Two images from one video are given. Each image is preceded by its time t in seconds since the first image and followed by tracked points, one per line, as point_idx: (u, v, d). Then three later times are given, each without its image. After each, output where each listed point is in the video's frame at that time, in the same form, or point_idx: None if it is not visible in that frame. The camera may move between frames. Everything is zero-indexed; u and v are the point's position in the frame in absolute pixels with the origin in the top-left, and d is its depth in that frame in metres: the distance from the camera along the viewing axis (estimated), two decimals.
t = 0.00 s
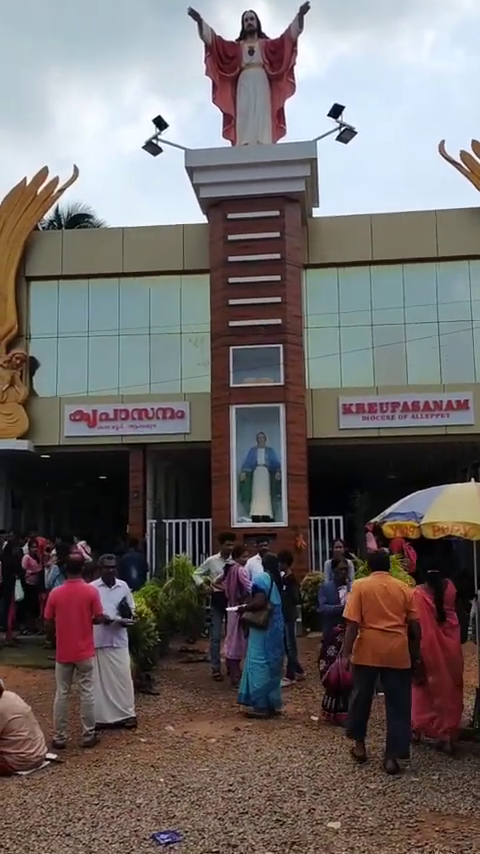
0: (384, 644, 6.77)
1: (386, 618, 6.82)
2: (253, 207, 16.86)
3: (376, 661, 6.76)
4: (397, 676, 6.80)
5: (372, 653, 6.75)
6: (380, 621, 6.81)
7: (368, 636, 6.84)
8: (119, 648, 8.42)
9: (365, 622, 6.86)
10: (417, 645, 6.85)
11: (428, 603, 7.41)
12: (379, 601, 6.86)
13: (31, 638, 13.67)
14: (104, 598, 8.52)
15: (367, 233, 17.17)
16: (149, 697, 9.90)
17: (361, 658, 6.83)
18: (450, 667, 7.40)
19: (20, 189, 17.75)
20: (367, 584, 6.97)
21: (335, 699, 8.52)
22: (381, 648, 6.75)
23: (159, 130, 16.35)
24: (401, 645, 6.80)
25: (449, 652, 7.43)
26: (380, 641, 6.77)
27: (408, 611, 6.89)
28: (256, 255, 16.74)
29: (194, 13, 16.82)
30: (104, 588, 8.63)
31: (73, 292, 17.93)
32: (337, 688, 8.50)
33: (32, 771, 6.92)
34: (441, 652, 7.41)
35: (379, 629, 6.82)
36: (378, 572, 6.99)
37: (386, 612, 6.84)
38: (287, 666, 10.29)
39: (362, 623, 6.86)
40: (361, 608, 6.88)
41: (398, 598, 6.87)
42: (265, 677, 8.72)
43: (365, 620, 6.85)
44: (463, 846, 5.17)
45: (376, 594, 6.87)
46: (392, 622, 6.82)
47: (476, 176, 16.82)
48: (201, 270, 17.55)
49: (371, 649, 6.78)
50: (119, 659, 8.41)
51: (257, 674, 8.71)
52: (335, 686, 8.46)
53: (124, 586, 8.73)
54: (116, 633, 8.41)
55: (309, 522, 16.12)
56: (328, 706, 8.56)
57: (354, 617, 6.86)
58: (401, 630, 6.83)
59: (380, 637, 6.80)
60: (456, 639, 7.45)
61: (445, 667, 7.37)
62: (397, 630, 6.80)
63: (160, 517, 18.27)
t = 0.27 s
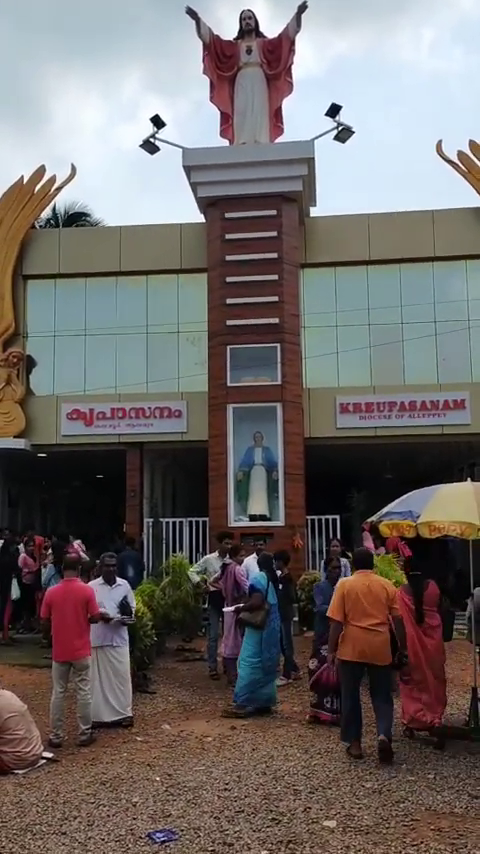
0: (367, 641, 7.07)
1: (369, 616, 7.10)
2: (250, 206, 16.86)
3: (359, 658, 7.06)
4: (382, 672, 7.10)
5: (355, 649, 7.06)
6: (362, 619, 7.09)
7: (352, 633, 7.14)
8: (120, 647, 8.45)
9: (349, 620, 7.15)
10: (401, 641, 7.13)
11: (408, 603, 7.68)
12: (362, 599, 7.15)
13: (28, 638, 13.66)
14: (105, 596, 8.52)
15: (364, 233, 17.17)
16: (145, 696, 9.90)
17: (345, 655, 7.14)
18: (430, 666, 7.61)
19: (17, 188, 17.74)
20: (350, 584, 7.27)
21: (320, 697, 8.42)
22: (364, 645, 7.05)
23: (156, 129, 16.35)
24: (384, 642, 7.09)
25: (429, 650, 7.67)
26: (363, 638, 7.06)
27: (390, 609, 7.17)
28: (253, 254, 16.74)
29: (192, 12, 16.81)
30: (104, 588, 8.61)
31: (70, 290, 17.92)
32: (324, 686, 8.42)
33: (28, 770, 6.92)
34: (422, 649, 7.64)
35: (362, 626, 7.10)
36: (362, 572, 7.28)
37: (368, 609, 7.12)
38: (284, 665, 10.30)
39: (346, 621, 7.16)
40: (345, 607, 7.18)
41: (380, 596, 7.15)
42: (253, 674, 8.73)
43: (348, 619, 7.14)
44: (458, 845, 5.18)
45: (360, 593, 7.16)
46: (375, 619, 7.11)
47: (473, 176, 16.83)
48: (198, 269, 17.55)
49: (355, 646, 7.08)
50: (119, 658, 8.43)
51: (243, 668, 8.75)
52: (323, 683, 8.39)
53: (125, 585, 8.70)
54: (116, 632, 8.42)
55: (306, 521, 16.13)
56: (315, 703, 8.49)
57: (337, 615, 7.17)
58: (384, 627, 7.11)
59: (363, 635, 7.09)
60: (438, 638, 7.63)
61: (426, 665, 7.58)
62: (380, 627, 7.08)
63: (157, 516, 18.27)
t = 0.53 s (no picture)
0: (357, 642, 7.16)
1: (359, 618, 7.18)
2: (248, 210, 16.88)
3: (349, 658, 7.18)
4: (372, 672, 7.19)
5: (345, 650, 7.17)
6: (353, 620, 7.18)
7: (343, 634, 7.25)
8: (119, 652, 8.41)
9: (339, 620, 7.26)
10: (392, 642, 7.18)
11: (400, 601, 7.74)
12: (352, 601, 7.24)
13: (23, 640, 13.62)
14: (105, 600, 8.46)
15: (361, 237, 17.19)
16: (141, 700, 9.87)
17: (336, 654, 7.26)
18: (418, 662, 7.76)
19: (14, 191, 17.75)
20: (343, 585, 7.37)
21: (309, 704, 8.25)
22: (353, 646, 7.15)
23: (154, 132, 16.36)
24: (374, 643, 7.17)
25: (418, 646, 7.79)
26: (352, 639, 7.16)
27: (382, 611, 7.21)
28: (250, 258, 16.75)
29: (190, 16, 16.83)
30: (105, 590, 8.54)
31: (67, 293, 17.91)
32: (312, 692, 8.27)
33: (22, 775, 6.89)
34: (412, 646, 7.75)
35: (352, 627, 7.20)
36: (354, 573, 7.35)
37: (359, 611, 7.20)
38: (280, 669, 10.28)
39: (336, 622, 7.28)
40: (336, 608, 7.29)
41: (371, 598, 7.20)
42: (247, 678, 8.70)
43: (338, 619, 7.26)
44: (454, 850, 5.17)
45: (350, 594, 7.26)
46: (366, 621, 7.18)
47: (470, 181, 16.86)
48: (195, 273, 17.55)
49: (345, 647, 7.18)
50: (117, 661, 8.41)
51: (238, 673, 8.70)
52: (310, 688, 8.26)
53: (126, 587, 8.65)
54: (116, 635, 8.40)
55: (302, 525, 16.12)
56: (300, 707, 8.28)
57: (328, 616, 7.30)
58: (375, 628, 7.18)
59: (353, 636, 7.19)
60: (429, 636, 7.75)
61: (414, 661, 7.71)
62: (370, 629, 7.15)
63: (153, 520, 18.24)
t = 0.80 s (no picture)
0: (356, 656, 7.33)
1: (358, 632, 7.36)
2: (246, 222, 16.93)
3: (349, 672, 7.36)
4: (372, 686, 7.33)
5: (345, 664, 7.36)
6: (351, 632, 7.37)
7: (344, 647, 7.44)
8: (118, 665, 8.38)
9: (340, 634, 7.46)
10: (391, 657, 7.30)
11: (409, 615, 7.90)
12: (352, 615, 7.43)
13: (18, 652, 13.57)
14: (105, 612, 8.45)
15: (359, 250, 17.24)
16: (136, 712, 9.84)
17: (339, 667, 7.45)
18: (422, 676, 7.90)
19: (14, 202, 17.78)
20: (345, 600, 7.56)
21: (293, 722, 8.22)
22: (352, 660, 7.32)
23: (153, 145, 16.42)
24: (374, 657, 7.31)
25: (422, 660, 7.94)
26: (351, 653, 7.34)
27: (381, 626, 7.33)
28: (248, 270, 16.79)
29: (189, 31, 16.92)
30: (106, 603, 8.53)
31: (65, 304, 17.94)
32: (297, 710, 8.25)
33: (17, 788, 6.85)
34: (417, 658, 7.91)
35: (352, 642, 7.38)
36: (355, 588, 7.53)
37: (358, 626, 7.37)
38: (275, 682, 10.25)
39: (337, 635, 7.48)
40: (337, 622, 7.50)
41: (370, 612, 7.36)
42: (242, 692, 8.67)
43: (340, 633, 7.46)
44: None
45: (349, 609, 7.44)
46: (365, 635, 7.35)
47: (466, 195, 16.93)
48: (193, 284, 17.58)
49: (345, 660, 7.37)
50: (116, 675, 8.37)
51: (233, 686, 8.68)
52: (295, 705, 8.25)
53: (128, 600, 8.62)
54: (114, 649, 8.37)
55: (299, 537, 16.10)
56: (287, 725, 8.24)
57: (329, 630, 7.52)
58: (374, 643, 7.32)
59: (353, 650, 7.36)
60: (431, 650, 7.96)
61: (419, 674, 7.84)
62: (368, 643, 7.31)
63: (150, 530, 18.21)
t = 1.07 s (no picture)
0: (357, 668, 7.42)
1: (359, 644, 7.47)
2: (244, 238, 17.00)
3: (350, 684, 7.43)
4: (373, 700, 7.37)
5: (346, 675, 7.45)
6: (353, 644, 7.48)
7: (345, 659, 7.53)
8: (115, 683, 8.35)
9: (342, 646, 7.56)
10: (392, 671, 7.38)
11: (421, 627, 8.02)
12: (354, 627, 7.54)
13: (13, 667, 13.50)
14: (103, 628, 8.44)
15: (355, 266, 17.32)
16: (131, 729, 9.79)
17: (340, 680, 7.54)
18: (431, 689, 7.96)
19: (12, 217, 17.84)
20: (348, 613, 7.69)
21: (284, 740, 8.16)
22: (353, 671, 7.41)
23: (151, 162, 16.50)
24: (375, 670, 7.39)
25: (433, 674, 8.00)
26: (352, 664, 7.43)
27: (382, 639, 7.44)
28: (245, 286, 16.84)
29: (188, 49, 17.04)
30: (105, 619, 8.52)
31: (63, 318, 17.97)
32: (287, 728, 8.19)
33: (10, 806, 6.81)
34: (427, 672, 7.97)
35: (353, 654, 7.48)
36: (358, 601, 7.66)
37: (360, 637, 7.48)
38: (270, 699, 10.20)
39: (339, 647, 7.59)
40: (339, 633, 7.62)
41: (371, 625, 7.47)
42: (236, 708, 8.63)
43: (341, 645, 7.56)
44: None
45: (352, 621, 7.56)
46: (367, 647, 7.44)
47: (462, 213, 17.03)
48: (191, 299, 17.63)
49: (346, 672, 7.46)
50: (112, 692, 8.34)
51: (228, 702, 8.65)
52: (285, 724, 8.19)
53: (128, 616, 8.60)
54: (111, 666, 8.34)
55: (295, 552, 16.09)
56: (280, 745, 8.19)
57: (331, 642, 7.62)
58: (375, 655, 7.42)
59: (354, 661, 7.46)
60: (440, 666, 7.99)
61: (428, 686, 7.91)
62: (369, 655, 7.41)
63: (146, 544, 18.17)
